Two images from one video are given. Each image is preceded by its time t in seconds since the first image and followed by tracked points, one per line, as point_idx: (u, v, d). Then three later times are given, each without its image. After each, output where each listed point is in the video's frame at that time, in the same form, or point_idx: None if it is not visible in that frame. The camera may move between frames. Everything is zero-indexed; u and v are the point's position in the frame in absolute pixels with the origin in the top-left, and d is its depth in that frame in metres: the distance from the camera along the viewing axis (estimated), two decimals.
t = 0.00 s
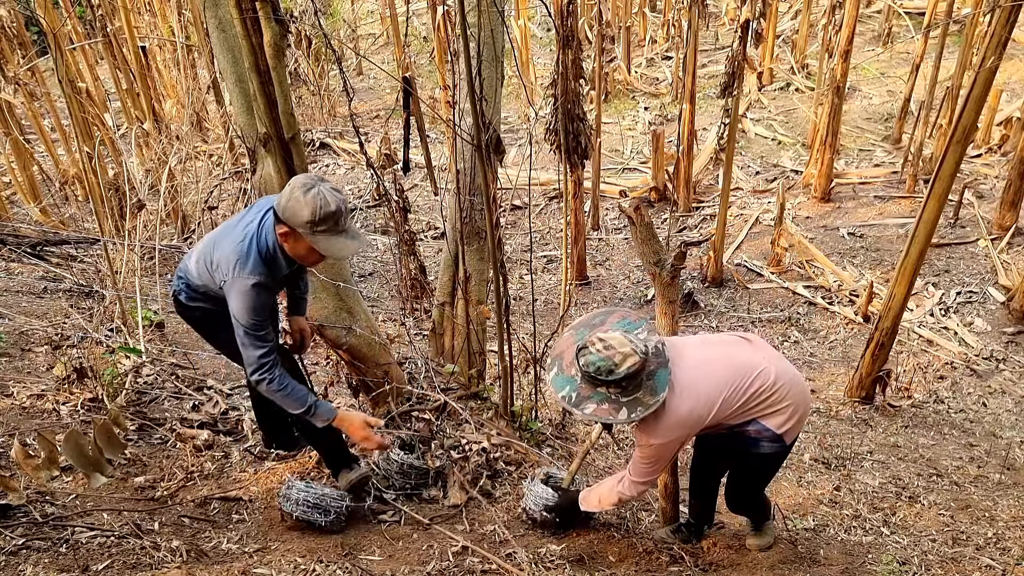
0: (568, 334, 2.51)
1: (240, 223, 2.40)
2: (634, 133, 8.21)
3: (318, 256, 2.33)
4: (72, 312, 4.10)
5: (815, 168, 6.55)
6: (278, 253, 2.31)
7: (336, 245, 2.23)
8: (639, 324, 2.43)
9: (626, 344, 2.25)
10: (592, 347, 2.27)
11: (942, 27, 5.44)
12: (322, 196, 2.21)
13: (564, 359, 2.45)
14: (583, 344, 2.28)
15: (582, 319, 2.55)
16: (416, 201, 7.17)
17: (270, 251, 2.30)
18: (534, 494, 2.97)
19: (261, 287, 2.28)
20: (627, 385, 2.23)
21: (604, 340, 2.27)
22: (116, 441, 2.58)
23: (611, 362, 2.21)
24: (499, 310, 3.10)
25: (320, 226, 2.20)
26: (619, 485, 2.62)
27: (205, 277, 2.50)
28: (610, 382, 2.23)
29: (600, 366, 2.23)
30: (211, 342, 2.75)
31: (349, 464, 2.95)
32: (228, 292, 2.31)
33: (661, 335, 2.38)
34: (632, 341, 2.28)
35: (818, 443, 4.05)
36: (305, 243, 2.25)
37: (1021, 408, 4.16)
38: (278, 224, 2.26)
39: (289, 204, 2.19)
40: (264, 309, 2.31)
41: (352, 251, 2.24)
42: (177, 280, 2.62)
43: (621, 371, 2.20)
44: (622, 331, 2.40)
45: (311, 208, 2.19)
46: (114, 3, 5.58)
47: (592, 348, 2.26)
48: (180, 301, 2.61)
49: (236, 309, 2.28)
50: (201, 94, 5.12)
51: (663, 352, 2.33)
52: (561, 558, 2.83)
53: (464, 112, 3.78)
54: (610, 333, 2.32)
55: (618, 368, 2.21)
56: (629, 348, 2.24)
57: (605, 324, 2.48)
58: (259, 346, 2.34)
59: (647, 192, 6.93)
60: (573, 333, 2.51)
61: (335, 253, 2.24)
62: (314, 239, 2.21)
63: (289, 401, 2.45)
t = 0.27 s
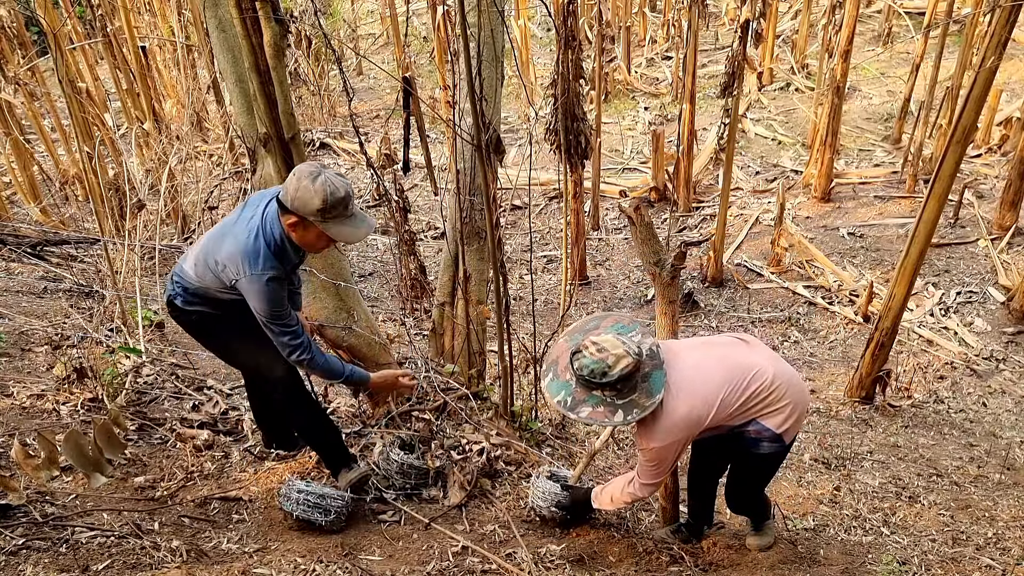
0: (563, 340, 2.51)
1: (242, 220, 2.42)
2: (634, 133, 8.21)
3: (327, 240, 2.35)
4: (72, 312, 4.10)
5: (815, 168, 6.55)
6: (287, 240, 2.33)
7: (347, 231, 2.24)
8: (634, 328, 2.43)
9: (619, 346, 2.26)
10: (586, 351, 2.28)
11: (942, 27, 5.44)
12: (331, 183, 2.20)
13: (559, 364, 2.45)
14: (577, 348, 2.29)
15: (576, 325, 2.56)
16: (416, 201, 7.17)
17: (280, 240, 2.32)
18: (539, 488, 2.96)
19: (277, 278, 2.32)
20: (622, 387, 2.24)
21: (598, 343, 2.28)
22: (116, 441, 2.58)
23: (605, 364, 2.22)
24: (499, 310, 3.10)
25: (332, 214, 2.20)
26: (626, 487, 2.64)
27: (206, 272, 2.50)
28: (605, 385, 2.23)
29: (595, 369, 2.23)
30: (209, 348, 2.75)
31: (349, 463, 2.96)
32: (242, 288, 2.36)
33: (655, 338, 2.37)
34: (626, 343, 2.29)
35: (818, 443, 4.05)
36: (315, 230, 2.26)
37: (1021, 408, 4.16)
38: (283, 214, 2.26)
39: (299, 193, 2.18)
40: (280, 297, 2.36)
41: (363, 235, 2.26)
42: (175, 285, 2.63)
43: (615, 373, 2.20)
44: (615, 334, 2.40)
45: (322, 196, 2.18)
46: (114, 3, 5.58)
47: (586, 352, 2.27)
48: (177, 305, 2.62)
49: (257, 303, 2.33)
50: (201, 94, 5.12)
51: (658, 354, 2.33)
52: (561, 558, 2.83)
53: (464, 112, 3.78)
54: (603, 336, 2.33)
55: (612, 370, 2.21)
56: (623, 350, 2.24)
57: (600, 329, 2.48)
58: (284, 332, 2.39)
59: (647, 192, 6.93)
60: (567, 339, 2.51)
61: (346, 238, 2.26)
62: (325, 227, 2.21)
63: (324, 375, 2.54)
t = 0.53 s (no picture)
0: (564, 342, 2.51)
1: (239, 211, 2.43)
2: (634, 133, 8.21)
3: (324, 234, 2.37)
4: (72, 312, 4.10)
5: (815, 168, 6.55)
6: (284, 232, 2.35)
7: (345, 225, 2.26)
8: (635, 328, 2.43)
9: (624, 346, 2.25)
10: (590, 352, 2.28)
11: (941, 27, 5.44)
12: (333, 176, 2.23)
13: (561, 366, 2.45)
14: (580, 350, 2.29)
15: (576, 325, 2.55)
16: (416, 201, 7.18)
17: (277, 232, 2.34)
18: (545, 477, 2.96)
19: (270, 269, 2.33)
20: (627, 388, 2.24)
21: (601, 344, 2.28)
22: (116, 441, 2.58)
23: (610, 365, 2.21)
24: (499, 310, 3.10)
25: (332, 206, 2.23)
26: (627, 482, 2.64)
27: (200, 261, 2.50)
28: (610, 386, 2.23)
29: (600, 370, 2.22)
30: (207, 350, 2.74)
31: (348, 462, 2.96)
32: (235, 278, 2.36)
33: (658, 337, 2.37)
34: (630, 343, 2.29)
35: (818, 443, 4.05)
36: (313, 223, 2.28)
37: (1021, 408, 4.16)
38: (283, 203, 2.29)
39: (301, 184, 2.21)
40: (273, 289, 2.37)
41: (361, 231, 2.29)
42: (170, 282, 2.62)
43: (621, 374, 2.20)
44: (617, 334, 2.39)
45: (323, 187, 2.20)
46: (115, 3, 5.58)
47: (590, 353, 2.27)
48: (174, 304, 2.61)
49: (248, 292, 2.33)
50: (201, 94, 5.13)
51: (661, 353, 2.33)
52: (561, 558, 2.84)
53: (464, 112, 3.78)
54: (607, 336, 2.33)
55: (617, 371, 2.21)
56: (627, 350, 2.25)
57: (601, 330, 2.47)
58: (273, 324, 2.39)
59: (647, 192, 6.93)
60: (568, 340, 2.51)
61: (344, 233, 2.28)
62: (324, 220, 2.24)
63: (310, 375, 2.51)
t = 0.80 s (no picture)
0: (563, 343, 2.52)
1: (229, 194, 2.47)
2: (634, 133, 8.21)
3: (309, 211, 2.38)
4: (72, 312, 4.10)
5: (815, 168, 6.55)
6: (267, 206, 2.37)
7: (326, 194, 2.28)
8: (633, 328, 2.44)
9: (621, 348, 2.28)
10: (588, 353, 2.30)
11: (942, 27, 5.44)
12: (313, 146, 2.27)
13: (560, 367, 2.46)
14: (578, 351, 2.31)
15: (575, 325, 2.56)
16: (416, 201, 7.18)
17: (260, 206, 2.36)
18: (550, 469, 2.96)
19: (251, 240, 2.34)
20: (625, 389, 2.24)
21: (599, 345, 2.30)
22: (116, 441, 2.58)
23: (608, 366, 2.23)
24: (499, 310, 3.10)
25: (312, 175, 2.26)
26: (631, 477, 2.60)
27: (194, 251, 2.49)
28: (608, 387, 2.24)
29: (598, 372, 2.24)
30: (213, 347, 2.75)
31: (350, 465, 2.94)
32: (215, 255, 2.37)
33: (655, 337, 2.39)
34: (628, 345, 2.31)
35: (818, 443, 4.05)
36: (295, 194, 2.30)
37: (1021, 408, 4.17)
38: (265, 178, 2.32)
39: (283, 154, 2.24)
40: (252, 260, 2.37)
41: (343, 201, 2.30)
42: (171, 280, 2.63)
43: (619, 375, 2.21)
44: (615, 335, 2.41)
45: (304, 156, 2.24)
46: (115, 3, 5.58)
47: (588, 354, 2.29)
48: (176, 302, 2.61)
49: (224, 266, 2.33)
50: (201, 94, 5.13)
51: (659, 354, 2.34)
52: (561, 558, 2.83)
53: (464, 112, 3.78)
54: (605, 338, 2.35)
55: (615, 372, 2.22)
56: (625, 351, 2.26)
57: (600, 331, 2.49)
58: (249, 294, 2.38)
59: (647, 192, 6.93)
60: (567, 341, 2.52)
61: (325, 203, 2.29)
62: (305, 188, 2.26)
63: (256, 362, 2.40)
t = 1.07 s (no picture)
0: (564, 341, 2.52)
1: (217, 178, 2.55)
2: (634, 133, 8.21)
3: (274, 171, 2.36)
4: (72, 312, 4.10)
5: (815, 168, 6.55)
6: (233, 172, 2.39)
7: (288, 144, 2.28)
8: (635, 327, 2.44)
9: (622, 348, 2.28)
10: (588, 352, 2.30)
11: (942, 27, 5.44)
12: (272, 100, 2.30)
13: (560, 365, 2.46)
14: (579, 350, 2.31)
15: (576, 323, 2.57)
16: (416, 201, 7.18)
17: (225, 172, 2.39)
18: (552, 463, 2.96)
19: (208, 203, 2.36)
20: (624, 389, 2.25)
21: (600, 345, 2.30)
22: (116, 441, 2.58)
23: (608, 365, 2.24)
24: (499, 310, 3.10)
25: (273, 129, 2.27)
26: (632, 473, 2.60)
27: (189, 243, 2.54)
28: (607, 386, 2.24)
29: (598, 371, 2.25)
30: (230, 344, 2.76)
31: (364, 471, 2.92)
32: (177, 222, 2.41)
33: (657, 337, 2.38)
34: (628, 344, 2.31)
35: (818, 443, 4.05)
36: (259, 152, 2.30)
37: (1021, 408, 4.17)
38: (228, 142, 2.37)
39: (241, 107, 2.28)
40: (209, 227, 2.37)
41: (304, 152, 2.27)
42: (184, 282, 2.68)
43: (618, 375, 2.22)
44: (616, 334, 2.41)
45: (263, 109, 2.27)
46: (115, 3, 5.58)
47: (589, 353, 2.29)
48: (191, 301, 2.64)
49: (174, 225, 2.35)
50: (201, 94, 5.13)
51: (660, 354, 2.34)
52: (561, 558, 2.83)
53: (464, 112, 3.78)
54: (605, 337, 2.35)
55: (614, 372, 2.23)
56: (625, 351, 2.26)
57: (601, 329, 2.49)
58: (191, 254, 2.37)
59: (647, 192, 6.92)
60: (569, 339, 2.53)
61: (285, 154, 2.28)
62: (268, 141, 2.27)
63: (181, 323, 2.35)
